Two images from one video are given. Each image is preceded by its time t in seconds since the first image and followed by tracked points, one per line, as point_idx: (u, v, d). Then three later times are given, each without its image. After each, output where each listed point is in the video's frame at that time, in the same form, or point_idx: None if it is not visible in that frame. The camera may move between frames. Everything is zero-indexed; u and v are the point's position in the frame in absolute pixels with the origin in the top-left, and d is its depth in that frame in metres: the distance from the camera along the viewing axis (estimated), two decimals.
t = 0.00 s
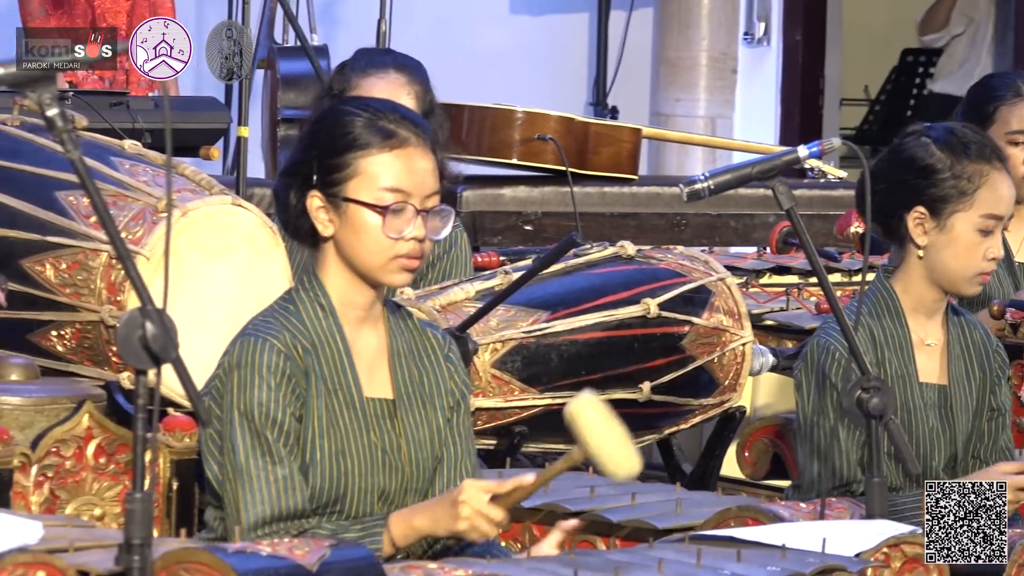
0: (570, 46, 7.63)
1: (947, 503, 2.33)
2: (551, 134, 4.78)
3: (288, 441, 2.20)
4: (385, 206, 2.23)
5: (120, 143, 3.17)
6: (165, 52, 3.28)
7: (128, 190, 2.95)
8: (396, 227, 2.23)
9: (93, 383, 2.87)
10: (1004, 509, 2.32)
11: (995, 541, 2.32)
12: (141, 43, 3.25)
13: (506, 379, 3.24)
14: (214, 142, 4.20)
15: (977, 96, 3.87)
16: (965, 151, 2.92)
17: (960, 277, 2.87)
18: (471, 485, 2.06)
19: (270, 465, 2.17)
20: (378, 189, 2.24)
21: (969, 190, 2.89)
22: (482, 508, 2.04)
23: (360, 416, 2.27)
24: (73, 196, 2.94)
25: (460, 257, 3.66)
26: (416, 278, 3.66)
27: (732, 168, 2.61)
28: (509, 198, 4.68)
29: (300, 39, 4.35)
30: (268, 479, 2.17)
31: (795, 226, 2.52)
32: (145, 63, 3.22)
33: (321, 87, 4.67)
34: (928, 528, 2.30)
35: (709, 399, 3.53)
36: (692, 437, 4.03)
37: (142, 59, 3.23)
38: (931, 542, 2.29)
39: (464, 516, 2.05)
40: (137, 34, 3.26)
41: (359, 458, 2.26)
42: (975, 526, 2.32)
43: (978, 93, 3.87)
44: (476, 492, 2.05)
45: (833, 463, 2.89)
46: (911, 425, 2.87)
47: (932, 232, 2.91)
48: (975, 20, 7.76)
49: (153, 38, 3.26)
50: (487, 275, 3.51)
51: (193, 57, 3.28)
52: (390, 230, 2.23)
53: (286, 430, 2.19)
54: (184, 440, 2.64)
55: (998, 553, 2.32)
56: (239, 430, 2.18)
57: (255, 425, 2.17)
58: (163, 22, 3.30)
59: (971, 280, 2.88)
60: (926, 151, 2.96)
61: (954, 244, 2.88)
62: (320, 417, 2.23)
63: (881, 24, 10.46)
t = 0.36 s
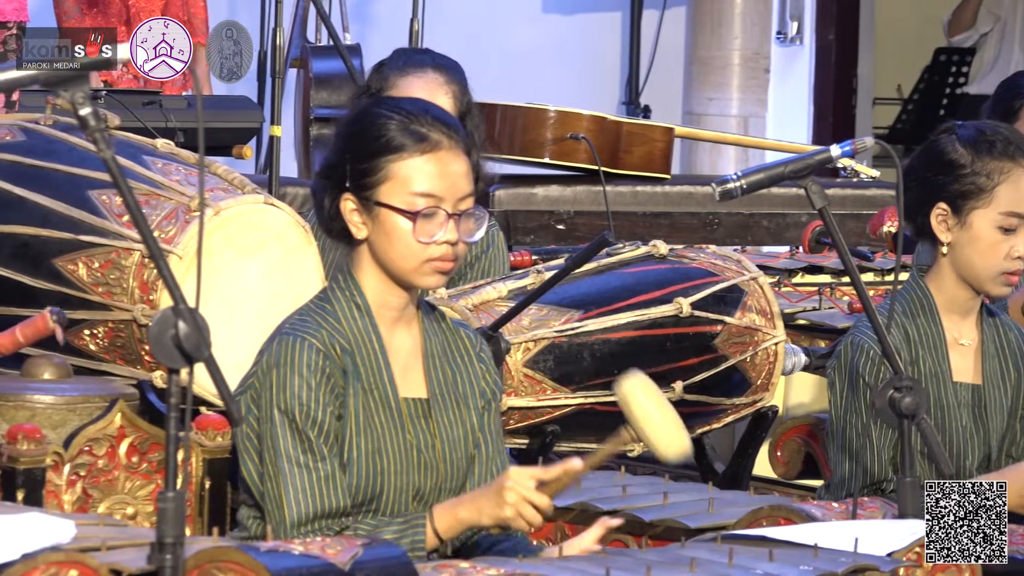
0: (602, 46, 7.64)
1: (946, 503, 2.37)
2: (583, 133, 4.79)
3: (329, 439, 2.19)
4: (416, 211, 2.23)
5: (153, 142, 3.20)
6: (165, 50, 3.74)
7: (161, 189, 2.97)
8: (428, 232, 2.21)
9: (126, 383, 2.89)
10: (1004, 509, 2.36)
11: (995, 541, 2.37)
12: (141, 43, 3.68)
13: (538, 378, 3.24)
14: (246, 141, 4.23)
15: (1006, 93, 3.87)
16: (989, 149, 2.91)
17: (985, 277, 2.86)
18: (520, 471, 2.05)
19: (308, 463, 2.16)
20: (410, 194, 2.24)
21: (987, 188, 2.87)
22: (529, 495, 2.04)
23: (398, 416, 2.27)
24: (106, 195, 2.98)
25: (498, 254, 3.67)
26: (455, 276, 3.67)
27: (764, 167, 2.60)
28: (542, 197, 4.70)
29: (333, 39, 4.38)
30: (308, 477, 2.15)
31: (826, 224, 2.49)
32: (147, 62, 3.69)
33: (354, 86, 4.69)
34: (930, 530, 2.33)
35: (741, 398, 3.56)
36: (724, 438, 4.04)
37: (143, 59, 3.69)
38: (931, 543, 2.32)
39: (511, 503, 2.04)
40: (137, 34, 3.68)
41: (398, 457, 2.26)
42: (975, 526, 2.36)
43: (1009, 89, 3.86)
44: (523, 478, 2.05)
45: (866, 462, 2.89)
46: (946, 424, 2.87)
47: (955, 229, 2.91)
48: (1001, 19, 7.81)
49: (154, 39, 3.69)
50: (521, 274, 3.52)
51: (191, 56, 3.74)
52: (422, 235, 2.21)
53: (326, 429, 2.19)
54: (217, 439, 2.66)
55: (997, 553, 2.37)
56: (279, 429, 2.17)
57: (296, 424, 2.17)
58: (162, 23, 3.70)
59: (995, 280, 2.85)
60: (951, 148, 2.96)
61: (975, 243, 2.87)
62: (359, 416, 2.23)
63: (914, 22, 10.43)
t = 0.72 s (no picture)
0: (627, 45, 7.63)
1: (946, 502, 2.25)
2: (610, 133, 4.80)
3: (345, 440, 2.19)
4: (434, 211, 2.22)
5: (180, 141, 3.22)
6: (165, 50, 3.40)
7: (188, 188, 2.99)
8: (447, 232, 2.20)
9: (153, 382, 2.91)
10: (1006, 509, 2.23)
11: (995, 541, 2.22)
12: (141, 43, 3.35)
13: (565, 378, 3.24)
14: (273, 140, 4.25)
15: None
16: (1004, 149, 2.90)
17: (1000, 276, 2.84)
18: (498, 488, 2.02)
19: (319, 465, 2.16)
20: (428, 194, 2.23)
21: (999, 187, 2.88)
22: (507, 512, 2.01)
23: (420, 415, 2.26)
24: (133, 194, 3.00)
25: (523, 254, 3.68)
26: (481, 274, 3.67)
27: (791, 166, 2.58)
28: (569, 196, 4.70)
29: (360, 38, 4.38)
30: (318, 479, 2.15)
31: (852, 222, 2.48)
32: (146, 64, 3.34)
33: (381, 85, 4.70)
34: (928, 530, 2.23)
35: (768, 397, 3.56)
36: (751, 437, 4.05)
37: (142, 59, 3.34)
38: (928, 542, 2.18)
39: (487, 518, 2.02)
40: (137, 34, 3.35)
41: (418, 457, 2.25)
42: (975, 526, 2.22)
43: None
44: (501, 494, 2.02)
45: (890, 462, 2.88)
46: (969, 423, 2.86)
47: (971, 229, 2.92)
48: None
49: (153, 38, 3.35)
50: (548, 273, 3.53)
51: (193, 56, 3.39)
52: (442, 234, 2.21)
53: (341, 430, 2.18)
54: (243, 438, 2.68)
55: (998, 554, 2.22)
56: (291, 429, 2.17)
57: (308, 425, 2.16)
58: (163, 22, 3.37)
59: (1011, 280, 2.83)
60: (969, 147, 2.96)
61: (990, 243, 2.87)
62: (378, 416, 2.22)
63: (942, 20, 10.40)
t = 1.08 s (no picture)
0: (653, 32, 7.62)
1: (947, 503, 2.22)
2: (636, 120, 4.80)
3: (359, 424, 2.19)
4: (451, 200, 2.22)
5: (207, 128, 3.23)
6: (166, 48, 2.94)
7: (215, 175, 3.01)
8: (464, 222, 2.21)
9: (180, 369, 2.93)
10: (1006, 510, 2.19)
11: (995, 540, 2.19)
12: (140, 43, 2.92)
13: (592, 365, 3.25)
14: (299, 128, 4.26)
15: None
16: None
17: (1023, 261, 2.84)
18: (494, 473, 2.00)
19: (333, 449, 2.16)
20: (447, 183, 2.23)
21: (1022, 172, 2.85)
22: (500, 498, 1.98)
23: (438, 400, 2.26)
24: (160, 181, 3.01)
25: (543, 241, 3.68)
26: (501, 262, 3.69)
27: (818, 154, 2.57)
28: (596, 183, 4.69)
29: (387, 25, 4.39)
30: (332, 463, 2.15)
31: (878, 208, 2.46)
32: (144, 65, 2.92)
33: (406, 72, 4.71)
34: (929, 530, 2.18)
35: (794, 384, 3.57)
36: (777, 424, 4.05)
37: (141, 59, 2.93)
38: (930, 542, 2.14)
39: (481, 504, 2.00)
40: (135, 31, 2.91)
41: (435, 442, 2.25)
42: (975, 526, 2.18)
43: None
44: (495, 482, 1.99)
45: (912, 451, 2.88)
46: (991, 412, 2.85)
47: (992, 215, 2.90)
48: None
49: (153, 37, 2.91)
50: (575, 260, 3.54)
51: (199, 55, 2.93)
52: (458, 224, 2.21)
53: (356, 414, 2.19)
54: (269, 425, 2.72)
55: (997, 553, 2.18)
56: (305, 413, 2.18)
57: (322, 410, 2.17)
58: (164, 20, 2.91)
59: None
60: (990, 133, 2.93)
61: (1012, 228, 2.86)
62: (394, 401, 2.23)
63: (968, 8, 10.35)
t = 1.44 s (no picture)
0: (687, 25, 7.60)
1: (947, 503, 2.16)
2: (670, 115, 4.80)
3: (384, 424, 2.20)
4: (483, 198, 2.23)
5: (241, 123, 3.25)
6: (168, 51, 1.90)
7: (249, 169, 3.02)
8: (495, 221, 2.22)
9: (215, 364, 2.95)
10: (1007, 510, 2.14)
11: (996, 541, 2.14)
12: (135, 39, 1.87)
13: (625, 360, 3.26)
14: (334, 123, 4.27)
15: None
16: None
17: None
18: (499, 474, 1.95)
19: (356, 450, 2.17)
20: (479, 181, 2.24)
21: None
22: (509, 502, 1.94)
23: (465, 399, 2.27)
24: (194, 175, 3.03)
25: (581, 236, 3.68)
26: (537, 256, 3.70)
27: (852, 149, 2.56)
28: (630, 177, 4.70)
29: (422, 20, 4.39)
30: (355, 463, 2.17)
31: (914, 203, 2.45)
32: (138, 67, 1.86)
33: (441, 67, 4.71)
34: (929, 530, 2.14)
35: (829, 379, 3.56)
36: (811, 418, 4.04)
37: (142, 61, 1.87)
38: (930, 542, 2.11)
39: (491, 508, 1.95)
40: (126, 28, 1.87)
41: (462, 441, 2.26)
42: (975, 526, 2.14)
43: None
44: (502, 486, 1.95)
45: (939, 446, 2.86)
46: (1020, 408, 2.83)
47: None
48: None
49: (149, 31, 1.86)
50: (609, 254, 3.55)
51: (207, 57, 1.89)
52: (490, 223, 2.22)
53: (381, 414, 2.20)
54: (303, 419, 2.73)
55: (999, 553, 2.14)
56: (329, 414, 2.19)
57: (344, 411, 2.18)
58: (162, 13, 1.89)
59: None
60: None
61: None
62: (420, 400, 2.24)
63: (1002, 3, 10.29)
